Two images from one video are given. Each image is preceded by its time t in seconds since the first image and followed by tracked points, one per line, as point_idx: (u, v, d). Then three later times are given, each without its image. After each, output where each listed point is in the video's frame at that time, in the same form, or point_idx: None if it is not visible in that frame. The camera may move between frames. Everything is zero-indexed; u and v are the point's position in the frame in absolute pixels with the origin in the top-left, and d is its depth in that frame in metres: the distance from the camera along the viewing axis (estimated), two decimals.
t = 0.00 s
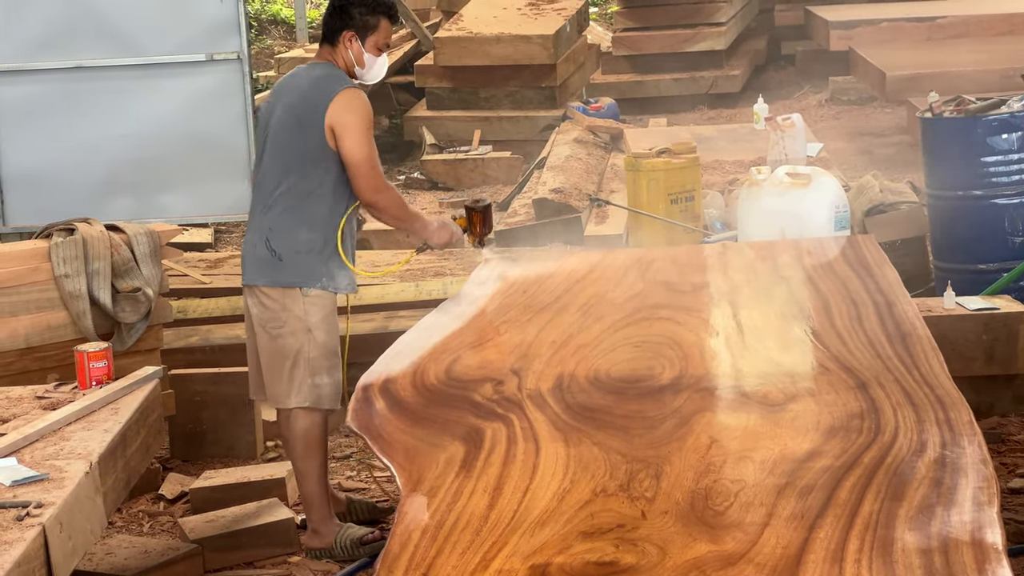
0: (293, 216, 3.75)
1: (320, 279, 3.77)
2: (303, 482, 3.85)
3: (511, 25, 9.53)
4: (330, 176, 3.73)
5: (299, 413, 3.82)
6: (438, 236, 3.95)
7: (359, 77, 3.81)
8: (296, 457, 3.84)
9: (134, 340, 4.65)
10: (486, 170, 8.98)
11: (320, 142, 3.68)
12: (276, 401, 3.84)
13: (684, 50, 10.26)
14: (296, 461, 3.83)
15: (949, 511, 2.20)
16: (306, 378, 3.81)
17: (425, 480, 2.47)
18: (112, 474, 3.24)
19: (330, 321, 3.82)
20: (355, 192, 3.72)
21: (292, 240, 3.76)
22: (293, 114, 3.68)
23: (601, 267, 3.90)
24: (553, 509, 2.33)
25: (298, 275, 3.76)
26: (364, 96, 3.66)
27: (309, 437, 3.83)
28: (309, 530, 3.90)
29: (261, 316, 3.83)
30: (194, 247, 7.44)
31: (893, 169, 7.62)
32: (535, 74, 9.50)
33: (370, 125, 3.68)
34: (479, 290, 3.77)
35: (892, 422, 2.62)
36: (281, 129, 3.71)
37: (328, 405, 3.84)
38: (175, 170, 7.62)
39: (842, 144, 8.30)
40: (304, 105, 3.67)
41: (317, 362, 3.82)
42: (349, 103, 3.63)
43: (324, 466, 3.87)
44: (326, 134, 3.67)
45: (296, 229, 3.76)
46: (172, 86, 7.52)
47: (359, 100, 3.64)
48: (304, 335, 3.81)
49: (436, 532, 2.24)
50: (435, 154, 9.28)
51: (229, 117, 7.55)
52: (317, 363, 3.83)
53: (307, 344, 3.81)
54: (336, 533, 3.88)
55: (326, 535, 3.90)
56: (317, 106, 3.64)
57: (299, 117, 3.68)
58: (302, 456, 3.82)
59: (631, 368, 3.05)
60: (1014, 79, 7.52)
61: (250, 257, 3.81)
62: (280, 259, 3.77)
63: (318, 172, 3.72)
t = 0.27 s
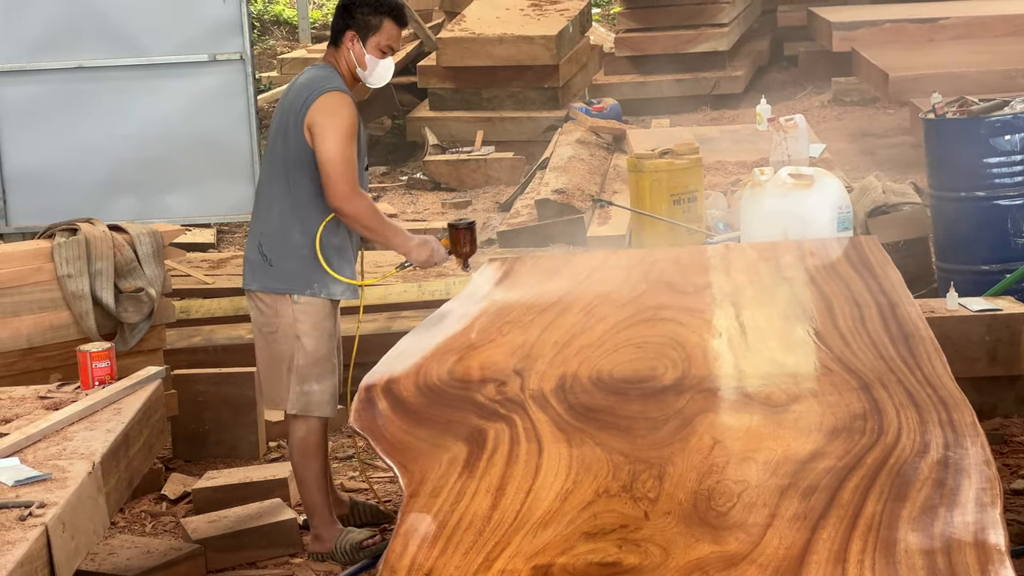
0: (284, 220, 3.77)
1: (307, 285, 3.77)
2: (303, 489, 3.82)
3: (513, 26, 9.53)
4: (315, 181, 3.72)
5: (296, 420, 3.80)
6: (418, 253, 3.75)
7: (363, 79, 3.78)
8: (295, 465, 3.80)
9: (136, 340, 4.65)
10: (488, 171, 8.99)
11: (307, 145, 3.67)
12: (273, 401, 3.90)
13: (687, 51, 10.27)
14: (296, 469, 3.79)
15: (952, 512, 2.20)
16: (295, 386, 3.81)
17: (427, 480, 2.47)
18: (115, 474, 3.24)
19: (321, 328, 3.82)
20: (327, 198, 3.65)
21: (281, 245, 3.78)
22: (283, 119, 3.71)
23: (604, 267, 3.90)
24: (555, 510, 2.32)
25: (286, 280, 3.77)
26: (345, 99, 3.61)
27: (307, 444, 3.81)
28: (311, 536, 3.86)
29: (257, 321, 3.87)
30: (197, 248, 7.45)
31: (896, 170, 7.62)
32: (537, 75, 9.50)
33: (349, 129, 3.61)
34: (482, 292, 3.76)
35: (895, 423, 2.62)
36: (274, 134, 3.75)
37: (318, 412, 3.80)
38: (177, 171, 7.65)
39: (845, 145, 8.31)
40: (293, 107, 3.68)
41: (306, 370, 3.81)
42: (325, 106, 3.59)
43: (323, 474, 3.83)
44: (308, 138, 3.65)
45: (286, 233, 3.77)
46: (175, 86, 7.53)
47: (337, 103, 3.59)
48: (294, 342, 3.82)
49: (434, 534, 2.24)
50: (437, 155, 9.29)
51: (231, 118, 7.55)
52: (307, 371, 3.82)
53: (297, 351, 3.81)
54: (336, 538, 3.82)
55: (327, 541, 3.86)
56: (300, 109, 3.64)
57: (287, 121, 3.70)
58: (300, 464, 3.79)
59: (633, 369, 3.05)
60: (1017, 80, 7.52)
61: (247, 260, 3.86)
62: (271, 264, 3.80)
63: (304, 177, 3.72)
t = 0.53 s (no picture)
0: (277, 223, 3.76)
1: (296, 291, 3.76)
2: (307, 494, 3.82)
3: (515, 26, 9.53)
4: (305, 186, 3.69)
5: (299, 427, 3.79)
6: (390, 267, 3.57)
7: (369, 88, 3.73)
8: (301, 471, 3.80)
9: (138, 340, 4.66)
10: (490, 172, 9.00)
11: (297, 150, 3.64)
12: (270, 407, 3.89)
13: (688, 52, 10.27)
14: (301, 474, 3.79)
15: (953, 513, 2.20)
16: (294, 391, 3.80)
17: (428, 481, 2.47)
18: (116, 475, 3.25)
19: (320, 333, 3.81)
20: (299, 202, 3.57)
21: (275, 249, 3.78)
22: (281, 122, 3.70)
23: (605, 268, 3.90)
24: (556, 511, 2.32)
25: (277, 285, 3.77)
26: (335, 105, 3.56)
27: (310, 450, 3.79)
28: (313, 539, 3.87)
29: (256, 326, 3.87)
30: (198, 248, 7.45)
31: (897, 171, 7.62)
32: (539, 76, 9.50)
33: (336, 135, 3.56)
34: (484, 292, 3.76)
35: (896, 424, 2.62)
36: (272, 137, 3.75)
37: (319, 417, 3.79)
38: (179, 171, 7.66)
39: (846, 145, 8.31)
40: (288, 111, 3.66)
41: (306, 375, 3.80)
42: (313, 111, 3.55)
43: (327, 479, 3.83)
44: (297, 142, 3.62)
45: (279, 237, 3.77)
46: (176, 86, 7.55)
47: (326, 109, 3.55)
48: (293, 347, 3.82)
49: (435, 534, 2.24)
50: (439, 155, 9.29)
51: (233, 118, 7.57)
52: (306, 376, 3.81)
53: (296, 357, 3.81)
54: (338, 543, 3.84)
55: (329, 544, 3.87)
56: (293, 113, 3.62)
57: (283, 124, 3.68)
58: (305, 470, 3.79)
59: (635, 370, 3.05)
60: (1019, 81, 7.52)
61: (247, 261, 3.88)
62: (265, 267, 3.80)
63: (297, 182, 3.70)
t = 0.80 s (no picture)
0: (275, 229, 3.78)
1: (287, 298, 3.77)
2: (310, 498, 3.80)
3: (517, 27, 9.54)
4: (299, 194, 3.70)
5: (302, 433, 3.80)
6: (359, 279, 3.50)
7: (377, 100, 3.74)
8: (303, 475, 3.79)
9: (140, 341, 4.66)
10: (493, 173, 9.00)
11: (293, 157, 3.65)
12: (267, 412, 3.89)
13: (691, 53, 10.27)
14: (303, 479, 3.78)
15: (956, 515, 2.19)
16: (293, 398, 3.81)
17: (431, 482, 2.47)
18: (118, 475, 3.25)
19: (317, 340, 3.81)
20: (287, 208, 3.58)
21: (271, 255, 3.80)
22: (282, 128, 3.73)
23: (609, 269, 3.91)
24: (559, 512, 2.32)
25: (270, 292, 3.79)
26: (329, 114, 3.57)
27: (312, 455, 3.79)
28: (316, 542, 3.84)
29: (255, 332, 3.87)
30: (201, 249, 7.45)
31: (900, 172, 7.62)
32: (542, 76, 9.50)
33: (327, 143, 3.56)
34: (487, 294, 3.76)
35: (899, 426, 2.62)
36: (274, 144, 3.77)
37: (317, 423, 3.80)
38: (181, 172, 7.67)
39: (849, 147, 8.30)
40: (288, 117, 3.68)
41: (303, 382, 3.80)
42: (308, 119, 3.56)
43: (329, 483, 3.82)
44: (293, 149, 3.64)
45: (276, 242, 3.79)
46: (179, 87, 7.57)
47: (321, 117, 3.56)
48: (290, 353, 3.82)
49: (438, 535, 2.24)
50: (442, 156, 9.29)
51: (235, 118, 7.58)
52: (304, 382, 3.81)
53: (293, 363, 3.81)
54: (341, 545, 3.80)
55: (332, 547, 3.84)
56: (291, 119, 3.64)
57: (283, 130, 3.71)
58: (307, 474, 3.78)
59: (638, 371, 3.05)
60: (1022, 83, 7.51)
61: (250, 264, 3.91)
62: (262, 274, 3.83)
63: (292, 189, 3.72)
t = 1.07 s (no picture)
0: (276, 234, 3.79)
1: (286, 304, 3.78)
2: (312, 499, 3.81)
3: (519, 27, 9.54)
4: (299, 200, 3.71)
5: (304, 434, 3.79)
6: (338, 285, 3.48)
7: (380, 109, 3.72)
8: (305, 475, 3.79)
9: (142, 342, 4.66)
10: (495, 173, 9.00)
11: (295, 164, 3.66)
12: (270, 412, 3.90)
13: (692, 53, 10.27)
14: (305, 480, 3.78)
15: (957, 515, 2.19)
16: (294, 399, 3.81)
17: (433, 482, 2.47)
18: (120, 476, 3.25)
19: (318, 341, 3.80)
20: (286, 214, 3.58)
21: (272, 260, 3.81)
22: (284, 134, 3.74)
23: (610, 269, 3.90)
24: (561, 512, 2.32)
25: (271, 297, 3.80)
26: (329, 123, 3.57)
27: (314, 456, 3.78)
28: (318, 542, 3.86)
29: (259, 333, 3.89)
30: (204, 249, 7.45)
31: (902, 173, 7.62)
32: (544, 77, 9.50)
33: (327, 151, 3.56)
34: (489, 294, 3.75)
35: (901, 426, 2.62)
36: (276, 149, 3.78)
37: (319, 424, 3.79)
38: (183, 172, 7.68)
39: (851, 147, 8.30)
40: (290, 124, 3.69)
41: (304, 383, 3.80)
42: (309, 126, 3.57)
43: (331, 483, 3.82)
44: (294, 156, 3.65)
45: (277, 247, 3.79)
46: (181, 87, 7.59)
47: (321, 124, 3.56)
48: (292, 355, 3.82)
49: (439, 535, 2.24)
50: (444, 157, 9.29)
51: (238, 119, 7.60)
52: (305, 384, 3.81)
53: (294, 365, 3.81)
54: (342, 547, 3.81)
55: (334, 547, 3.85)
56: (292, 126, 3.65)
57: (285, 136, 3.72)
58: (308, 475, 3.78)
59: (640, 371, 3.05)
60: None
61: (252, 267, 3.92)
62: (263, 278, 3.84)
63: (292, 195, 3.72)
